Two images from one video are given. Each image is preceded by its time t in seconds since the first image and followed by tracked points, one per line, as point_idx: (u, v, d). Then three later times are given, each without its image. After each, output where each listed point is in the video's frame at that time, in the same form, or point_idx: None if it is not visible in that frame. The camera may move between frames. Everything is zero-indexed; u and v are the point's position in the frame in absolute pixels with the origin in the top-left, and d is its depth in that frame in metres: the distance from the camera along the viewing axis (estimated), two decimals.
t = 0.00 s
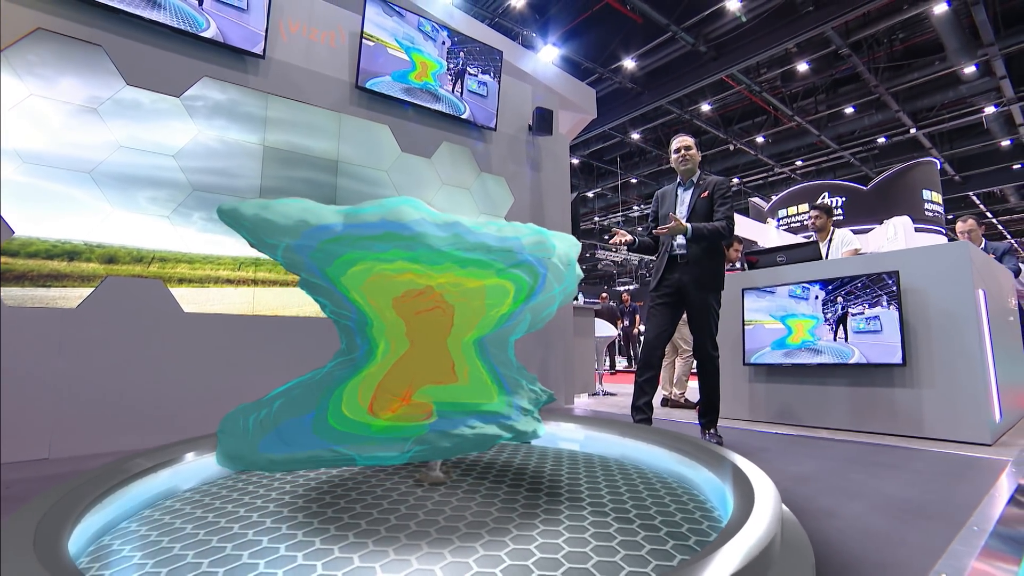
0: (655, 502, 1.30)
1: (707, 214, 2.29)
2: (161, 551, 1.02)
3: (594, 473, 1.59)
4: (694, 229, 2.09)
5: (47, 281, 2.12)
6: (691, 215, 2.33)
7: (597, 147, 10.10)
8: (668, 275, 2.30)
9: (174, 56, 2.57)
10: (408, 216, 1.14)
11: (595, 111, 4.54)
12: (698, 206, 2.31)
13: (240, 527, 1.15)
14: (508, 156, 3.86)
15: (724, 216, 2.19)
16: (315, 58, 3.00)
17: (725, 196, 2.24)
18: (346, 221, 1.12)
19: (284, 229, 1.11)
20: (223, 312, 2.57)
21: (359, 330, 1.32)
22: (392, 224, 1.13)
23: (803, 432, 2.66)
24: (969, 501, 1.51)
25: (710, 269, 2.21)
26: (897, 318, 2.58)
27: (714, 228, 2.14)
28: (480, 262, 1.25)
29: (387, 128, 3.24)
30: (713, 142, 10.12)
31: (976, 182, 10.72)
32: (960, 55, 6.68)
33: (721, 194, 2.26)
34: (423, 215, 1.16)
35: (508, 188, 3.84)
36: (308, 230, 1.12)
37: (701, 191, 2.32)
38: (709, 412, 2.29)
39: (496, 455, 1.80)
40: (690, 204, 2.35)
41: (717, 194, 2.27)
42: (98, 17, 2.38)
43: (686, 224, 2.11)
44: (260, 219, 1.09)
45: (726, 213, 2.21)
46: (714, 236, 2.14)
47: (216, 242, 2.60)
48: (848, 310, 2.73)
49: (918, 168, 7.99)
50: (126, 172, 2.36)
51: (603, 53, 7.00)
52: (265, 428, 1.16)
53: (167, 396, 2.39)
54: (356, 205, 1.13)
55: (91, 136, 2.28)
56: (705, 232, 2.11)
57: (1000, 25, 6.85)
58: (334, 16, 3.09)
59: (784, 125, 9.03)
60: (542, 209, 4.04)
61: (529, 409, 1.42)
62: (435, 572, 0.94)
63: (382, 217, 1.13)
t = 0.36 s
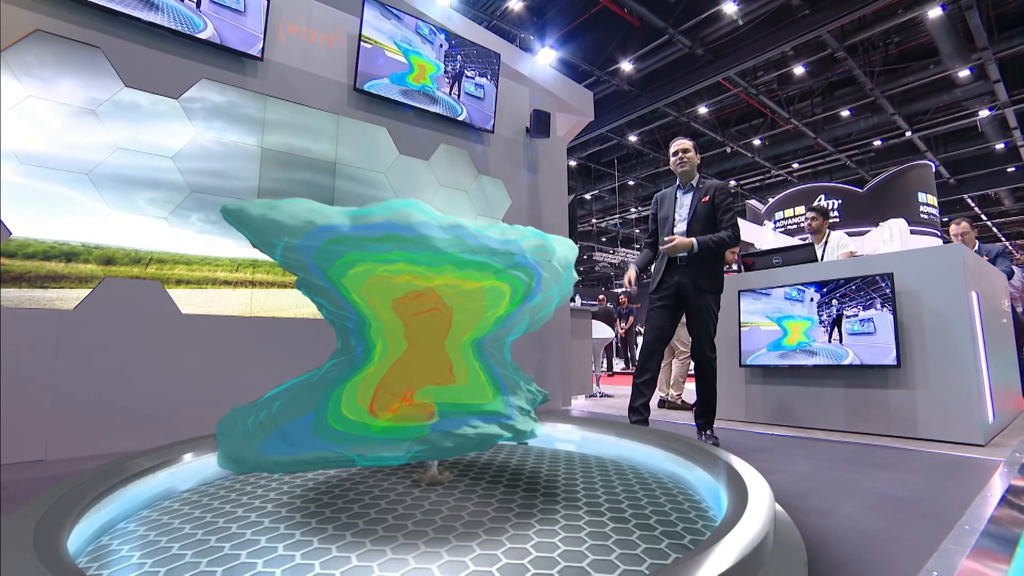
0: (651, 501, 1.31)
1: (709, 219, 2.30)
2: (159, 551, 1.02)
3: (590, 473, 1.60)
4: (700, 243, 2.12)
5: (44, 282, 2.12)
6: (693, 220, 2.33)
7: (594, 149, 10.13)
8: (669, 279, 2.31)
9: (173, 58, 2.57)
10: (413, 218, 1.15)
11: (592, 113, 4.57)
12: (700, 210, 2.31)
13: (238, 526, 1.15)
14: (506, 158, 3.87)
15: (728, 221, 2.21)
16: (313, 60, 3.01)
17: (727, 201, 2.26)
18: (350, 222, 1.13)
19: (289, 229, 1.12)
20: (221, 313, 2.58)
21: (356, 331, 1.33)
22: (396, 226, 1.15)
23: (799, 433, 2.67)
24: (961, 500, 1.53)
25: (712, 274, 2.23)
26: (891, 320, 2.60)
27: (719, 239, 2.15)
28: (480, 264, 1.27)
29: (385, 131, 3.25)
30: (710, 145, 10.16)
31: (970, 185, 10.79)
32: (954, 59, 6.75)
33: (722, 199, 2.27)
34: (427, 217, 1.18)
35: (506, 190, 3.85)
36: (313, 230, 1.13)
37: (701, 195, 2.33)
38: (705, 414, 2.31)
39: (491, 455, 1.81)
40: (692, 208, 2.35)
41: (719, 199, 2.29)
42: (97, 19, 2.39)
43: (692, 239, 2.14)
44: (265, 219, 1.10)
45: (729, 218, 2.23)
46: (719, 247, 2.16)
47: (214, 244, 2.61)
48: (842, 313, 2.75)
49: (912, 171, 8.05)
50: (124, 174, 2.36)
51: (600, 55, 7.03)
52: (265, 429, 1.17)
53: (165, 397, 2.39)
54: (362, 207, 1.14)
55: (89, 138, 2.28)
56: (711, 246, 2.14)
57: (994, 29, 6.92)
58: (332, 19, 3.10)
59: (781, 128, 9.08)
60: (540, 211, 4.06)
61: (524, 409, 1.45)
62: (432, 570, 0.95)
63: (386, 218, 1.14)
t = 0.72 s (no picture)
0: (645, 503, 1.32)
1: (707, 222, 2.30)
2: (156, 553, 1.03)
3: (585, 475, 1.61)
4: (706, 256, 2.09)
5: (39, 284, 2.13)
6: (690, 224, 2.33)
7: (591, 150, 10.16)
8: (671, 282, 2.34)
9: (170, 60, 2.58)
10: (415, 224, 1.16)
11: (589, 115, 4.57)
12: (697, 214, 2.31)
13: (235, 529, 1.16)
14: (503, 160, 3.88)
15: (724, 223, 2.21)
16: (310, 62, 3.02)
17: (723, 204, 2.27)
18: (353, 226, 1.15)
19: (292, 232, 1.13)
20: (218, 315, 2.58)
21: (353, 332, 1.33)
22: (399, 231, 1.16)
23: (793, 435, 2.69)
24: (953, 501, 1.54)
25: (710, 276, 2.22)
26: (884, 322, 2.62)
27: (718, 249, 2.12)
28: (480, 269, 1.28)
29: (383, 133, 3.27)
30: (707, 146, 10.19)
31: (966, 187, 10.85)
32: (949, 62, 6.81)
33: (719, 201, 2.28)
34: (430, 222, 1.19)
35: (502, 193, 3.86)
36: (316, 234, 1.14)
37: (697, 198, 2.33)
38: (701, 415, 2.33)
39: (487, 457, 1.81)
40: (688, 212, 2.35)
41: (715, 202, 2.29)
42: (94, 21, 2.39)
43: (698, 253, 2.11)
44: (270, 222, 1.11)
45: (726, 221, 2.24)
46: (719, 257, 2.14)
47: (211, 246, 2.61)
48: (837, 315, 2.77)
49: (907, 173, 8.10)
50: (121, 176, 2.36)
51: (598, 57, 7.05)
52: (266, 432, 1.18)
53: (162, 399, 2.39)
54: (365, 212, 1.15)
55: (86, 140, 2.29)
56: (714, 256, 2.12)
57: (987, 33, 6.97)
58: (330, 21, 3.11)
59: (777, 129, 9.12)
60: (537, 213, 4.07)
61: (520, 410, 1.47)
62: (427, 572, 0.95)
63: (389, 224, 1.15)
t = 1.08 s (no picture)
0: (637, 505, 1.33)
1: (693, 231, 2.32)
2: (153, 556, 1.04)
3: (580, 477, 1.63)
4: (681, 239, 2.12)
5: (34, 287, 2.12)
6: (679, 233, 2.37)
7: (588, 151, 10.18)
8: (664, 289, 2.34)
9: (166, 62, 2.58)
10: (416, 230, 1.20)
11: (586, 116, 4.60)
12: (683, 224, 2.34)
13: (231, 532, 1.17)
14: (499, 162, 3.90)
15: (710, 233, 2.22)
16: (307, 64, 3.02)
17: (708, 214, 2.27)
18: (355, 232, 1.17)
19: (296, 237, 1.15)
20: (214, 317, 2.59)
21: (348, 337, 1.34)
22: (400, 237, 1.19)
23: (786, 436, 2.71)
24: (941, 502, 1.57)
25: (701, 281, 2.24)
26: (876, 324, 2.64)
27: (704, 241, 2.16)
28: (477, 275, 1.31)
29: (379, 134, 3.27)
30: (703, 147, 10.23)
31: (959, 189, 10.92)
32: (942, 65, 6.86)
33: (705, 209, 2.28)
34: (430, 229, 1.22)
35: (499, 195, 3.87)
36: (319, 239, 1.16)
37: (683, 207, 2.34)
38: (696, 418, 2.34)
39: (483, 460, 1.82)
40: (676, 221, 2.38)
41: (701, 210, 2.30)
42: (90, 23, 2.39)
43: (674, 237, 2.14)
44: (276, 227, 1.14)
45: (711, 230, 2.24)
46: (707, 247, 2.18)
47: (208, 248, 2.61)
48: (830, 318, 2.79)
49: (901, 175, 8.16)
50: (117, 178, 2.37)
51: (594, 58, 7.07)
52: (265, 437, 1.18)
53: (158, 401, 2.40)
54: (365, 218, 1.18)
55: (81, 142, 2.29)
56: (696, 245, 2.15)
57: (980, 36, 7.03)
58: (326, 23, 3.11)
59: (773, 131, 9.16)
60: (532, 216, 4.08)
61: (516, 413, 1.49)
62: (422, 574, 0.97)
63: (391, 229, 1.18)
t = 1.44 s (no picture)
0: (630, 508, 1.34)
1: (672, 225, 2.33)
2: (150, 560, 1.04)
3: (574, 479, 1.64)
4: (666, 252, 2.18)
5: (30, 289, 2.09)
6: (657, 225, 2.36)
7: (585, 151, 10.21)
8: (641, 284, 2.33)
9: (162, 65, 2.58)
10: (416, 238, 1.23)
11: (582, 118, 4.63)
12: (663, 217, 2.34)
13: (228, 536, 1.17)
14: (495, 164, 3.91)
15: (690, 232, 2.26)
16: (303, 66, 3.03)
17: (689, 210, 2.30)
18: (356, 238, 1.20)
19: (302, 243, 1.17)
20: (210, 319, 2.59)
21: (343, 341, 1.34)
22: (404, 243, 1.22)
23: (780, 437, 2.73)
24: (930, 504, 1.59)
25: (674, 281, 2.26)
26: (868, 328, 2.66)
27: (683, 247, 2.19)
28: (473, 281, 1.34)
29: (375, 138, 3.27)
30: (699, 148, 10.26)
31: (953, 190, 10.99)
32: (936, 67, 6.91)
33: (685, 204, 2.32)
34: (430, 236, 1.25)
35: (495, 196, 3.86)
36: (324, 245, 1.18)
37: (663, 201, 2.36)
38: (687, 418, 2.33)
39: (479, 462, 1.83)
40: (654, 215, 2.39)
41: (682, 205, 2.33)
42: (86, 26, 2.39)
43: (656, 248, 2.19)
44: (283, 233, 1.15)
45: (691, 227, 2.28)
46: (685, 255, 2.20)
47: (205, 250, 2.61)
48: (822, 320, 2.82)
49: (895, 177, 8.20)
50: (113, 180, 2.37)
51: (591, 59, 7.09)
52: (265, 442, 1.18)
53: (154, 403, 2.40)
54: (367, 225, 1.21)
55: (77, 144, 2.28)
56: (678, 255, 2.18)
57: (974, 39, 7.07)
58: (322, 25, 3.12)
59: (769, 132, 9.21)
60: (528, 217, 4.10)
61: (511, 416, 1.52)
62: None
63: (395, 236, 1.21)
